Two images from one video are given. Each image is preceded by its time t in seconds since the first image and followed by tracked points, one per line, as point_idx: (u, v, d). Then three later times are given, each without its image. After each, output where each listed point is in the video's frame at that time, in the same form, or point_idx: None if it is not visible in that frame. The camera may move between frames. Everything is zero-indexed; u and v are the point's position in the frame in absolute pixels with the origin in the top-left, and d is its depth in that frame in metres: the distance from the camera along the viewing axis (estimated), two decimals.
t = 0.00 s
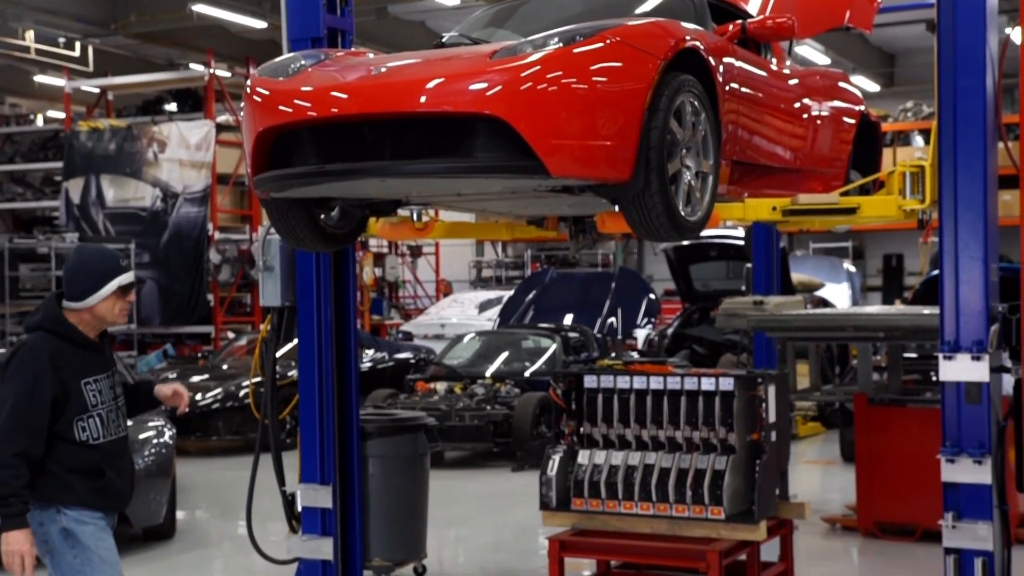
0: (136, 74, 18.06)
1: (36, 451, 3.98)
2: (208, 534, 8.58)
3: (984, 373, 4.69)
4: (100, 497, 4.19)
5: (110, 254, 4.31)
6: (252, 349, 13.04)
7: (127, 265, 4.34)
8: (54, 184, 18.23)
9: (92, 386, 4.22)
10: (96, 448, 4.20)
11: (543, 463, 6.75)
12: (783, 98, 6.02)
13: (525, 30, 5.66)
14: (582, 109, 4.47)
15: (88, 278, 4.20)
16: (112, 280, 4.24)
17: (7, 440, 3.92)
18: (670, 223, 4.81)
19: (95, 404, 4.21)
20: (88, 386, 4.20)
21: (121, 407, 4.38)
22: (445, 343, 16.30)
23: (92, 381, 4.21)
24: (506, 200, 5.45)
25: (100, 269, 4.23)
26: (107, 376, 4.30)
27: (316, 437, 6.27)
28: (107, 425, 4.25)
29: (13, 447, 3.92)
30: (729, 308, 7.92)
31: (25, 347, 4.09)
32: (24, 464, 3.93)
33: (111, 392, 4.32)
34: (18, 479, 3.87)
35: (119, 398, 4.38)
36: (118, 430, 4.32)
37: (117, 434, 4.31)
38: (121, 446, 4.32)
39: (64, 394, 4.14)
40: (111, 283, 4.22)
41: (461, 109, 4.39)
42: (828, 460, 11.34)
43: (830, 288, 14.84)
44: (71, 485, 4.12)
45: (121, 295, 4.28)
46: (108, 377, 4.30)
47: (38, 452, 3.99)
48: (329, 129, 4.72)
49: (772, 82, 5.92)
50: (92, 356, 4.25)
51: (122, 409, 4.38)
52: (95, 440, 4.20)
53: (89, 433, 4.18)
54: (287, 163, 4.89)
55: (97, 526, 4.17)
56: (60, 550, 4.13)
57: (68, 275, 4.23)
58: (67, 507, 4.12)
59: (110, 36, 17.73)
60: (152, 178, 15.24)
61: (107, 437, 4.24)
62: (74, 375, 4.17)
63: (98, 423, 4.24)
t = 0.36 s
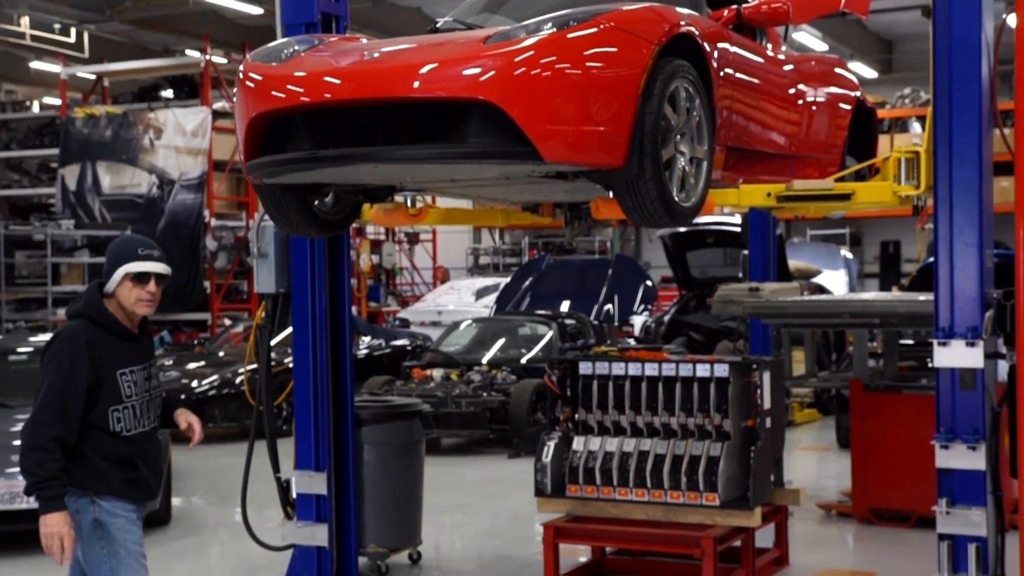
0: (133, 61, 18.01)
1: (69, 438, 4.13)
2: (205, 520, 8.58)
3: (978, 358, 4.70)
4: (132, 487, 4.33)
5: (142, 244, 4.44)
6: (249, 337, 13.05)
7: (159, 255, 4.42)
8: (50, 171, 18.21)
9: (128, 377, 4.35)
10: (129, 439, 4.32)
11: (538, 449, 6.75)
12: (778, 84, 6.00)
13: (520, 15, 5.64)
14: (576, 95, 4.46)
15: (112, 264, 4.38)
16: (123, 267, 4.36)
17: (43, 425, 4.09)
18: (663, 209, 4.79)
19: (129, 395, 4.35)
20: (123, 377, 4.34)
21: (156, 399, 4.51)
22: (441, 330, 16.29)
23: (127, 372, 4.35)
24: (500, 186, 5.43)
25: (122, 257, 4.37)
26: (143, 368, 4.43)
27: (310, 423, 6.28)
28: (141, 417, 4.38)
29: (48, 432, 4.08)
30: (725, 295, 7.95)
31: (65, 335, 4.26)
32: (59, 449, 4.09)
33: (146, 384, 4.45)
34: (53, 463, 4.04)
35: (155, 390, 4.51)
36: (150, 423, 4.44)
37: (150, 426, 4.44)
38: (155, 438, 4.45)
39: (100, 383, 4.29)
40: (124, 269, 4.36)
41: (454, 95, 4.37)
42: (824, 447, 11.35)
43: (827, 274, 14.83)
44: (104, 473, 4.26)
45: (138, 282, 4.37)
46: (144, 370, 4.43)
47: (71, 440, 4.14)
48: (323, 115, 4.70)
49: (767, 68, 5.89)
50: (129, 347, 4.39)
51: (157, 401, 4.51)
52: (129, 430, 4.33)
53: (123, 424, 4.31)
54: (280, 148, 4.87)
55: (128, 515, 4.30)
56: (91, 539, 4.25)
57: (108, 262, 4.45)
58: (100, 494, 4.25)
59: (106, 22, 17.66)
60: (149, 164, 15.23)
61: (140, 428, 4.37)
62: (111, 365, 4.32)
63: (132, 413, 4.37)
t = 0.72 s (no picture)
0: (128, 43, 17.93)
1: (124, 420, 4.04)
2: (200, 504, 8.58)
3: (970, 340, 4.68)
4: (186, 462, 4.26)
5: (194, 224, 4.33)
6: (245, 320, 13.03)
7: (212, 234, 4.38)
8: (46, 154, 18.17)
9: (178, 354, 4.26)
10: (183, 415, 4.26)
11: (532, 432, 6.74)
12: (771, 65, 5.97)
13: None
14: (568, 76, 4.44)
15: (180, 251, 4.24)
16: (201, 253, 4.28)
17: (97, 408, 3.98)
18: (656, 190, 4.77)
19: (180, 372, 4.26)
20: (173, 355, 4.24)
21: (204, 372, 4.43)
22: (437, 314, 16.28)
23: (178, 350, 4.26)
24: (492, 167, 5.40)
25: (190, 239, 4.27)
26: (192, 344, 4.34)
27: (303, 405, 6.36)
28: (192, 392, 4.30)
29: (103, 415, 3.98)
30: (721, 277, 7.89)
31: (113, 317, 4.14)
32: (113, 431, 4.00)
33: (195, 359, 4.36)
34: (109, 446, 3.95)
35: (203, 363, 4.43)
36: (202, 397, 4.37)
37: (203, 401, 4.37)
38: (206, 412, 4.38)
39: (152, 361, 4.20)
40: (201, 255, 4.28)
41: (445, 76, 4.35)
42: (820, 430, 11.36)
43: (823, 257, 14.82)
44: (158, 450, 4.20)
45: (208, 263, 4.35)
46: (193, 346, 4.34)
47: (126, 420, 4.05)
48: (314, 96, 4.67)
49: (761, 49, 5.87)
50: (178, 325, 4.30)
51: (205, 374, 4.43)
52: (181, 406, 4.25)
53: (175, 400, 4.23)
54: (271, 129, 4.84)
55: (179, 491, 4.24)
56: (140, 510, 4.22)
57: (156, 246, 4.28)
58: (155, 469, 4.20)
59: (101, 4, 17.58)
60: (144, 147, 15.14)
61: (193, 403, 4.30)
62: (162, 343, 4.22)
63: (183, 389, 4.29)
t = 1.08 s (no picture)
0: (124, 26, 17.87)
1: (166, 396, 4.07)
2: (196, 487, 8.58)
3: (964, 324, 4.65)
4: (216, 440, 4.30)
5: (223, 205, 4.42)
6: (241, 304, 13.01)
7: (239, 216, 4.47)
8: (43, 138, 18.12)
9: (206, 332, 4.31)
10: (212, 393, 4.30)
11: (526, 415, 6.72)
12: (765, 47, 5.94)
13: None
14: (560, 57, 4.41)
15: (214, 232, 4.34)
16: (233, 234, 4.38)
17: (142, 384, 4.02)
18: (648, 172, 4.73)
19: (208, 350, 4.31)
20: (202, 333, 4.29)
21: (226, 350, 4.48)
22: (435, 298, 16.25)
23: (206, 328, 4.31)
24: (485, 150, 5.37)
25: (223, 219, 4.37)
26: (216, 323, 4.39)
27: (297, 388, 6.39)
28: (219, 370, 4.35)
29: (148, 391, 4.01)
30: (718, 262, 7.78)
31: (147, 296, 4.16)
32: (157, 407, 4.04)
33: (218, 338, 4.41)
34: (156, 419, 3.99)
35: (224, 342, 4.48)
36: (223, 377, 4.42)
37: (224, 380, 4.42)
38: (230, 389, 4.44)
39: (185, 339, 4.23)
40: (233, 236, 4.38)
41: (436, 57, 4.31)
42: (817, 413, 11.37)
43: (822, 241, 14.78)
44: (189, 429, 4.22)
45: (237, 244, 4.45)
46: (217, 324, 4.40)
47: (167, 397, 4.08)
48: (304, 78, 4.65)
49: (755, 31, 5.84)
50: (205, 304, 4.35)
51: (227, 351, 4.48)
52: (211, 384, 4.30)
53: (205, 378, 4.28)
54: (261, 112, 4.81)
55: (200, 470, 4.23)
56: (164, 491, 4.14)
57: (186, 227, 4.34)
58: (184, 449, 4.20)
59: None
60: (140, 131, 15.04)
61: (220, 381, 4.35)
62: (192, 322, 4.26)
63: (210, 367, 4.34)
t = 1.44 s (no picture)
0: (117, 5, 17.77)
1: (179, 372, 4.09)
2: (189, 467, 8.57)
3: (956, 303, 4.65)
4: (239, 414, 4.28)
5: (248, 186, 4.39)
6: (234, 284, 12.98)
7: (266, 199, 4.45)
8: (37, 117, 18.04)
9: (228, 309, 4.31)
10: (234, 368, 4.30)
11: (518, 395, 6.71)
12: (758, 25, 5.90)
13: None
14: (549, 34, 4.39)
15: (238, 213, 4.31)
16: (256, 217, 4.35)
17: (152, 360, 4.05)
18: (639, 150, 4.69)
19: (230, 326, 4.31)
20: (224, 310, 4.30)
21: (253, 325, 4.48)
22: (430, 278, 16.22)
23: (228, 304, 4.31)
24: (476, 128, 5.33)
25: (242, 203, 4.32)
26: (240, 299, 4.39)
27: (288, 365, 6.39)
28: (242, 346, 4.35)
29: (158, 366, 4.04)
30: (710, 241, 7.86)
31: (166, 274, 4.19)
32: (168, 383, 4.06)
33: (244, 314, 4.41)
34: (164, 395, 4.02)
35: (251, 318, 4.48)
36: (250, 352, 4.41)
37: (252, 355, 4.41)
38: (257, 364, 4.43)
39: (204, 315, 4.24)
40: (255, 218, 4.35)
41: (424, 34, 4.27)
42: (812, 393, 11.37)
43: (817, 221, 14.76)
44: (208, 403, 4.22)
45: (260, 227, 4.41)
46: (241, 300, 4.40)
47: (180, 372, 4.10)
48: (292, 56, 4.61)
49: (747, 8, 5.81)
50: (229, 281, 4.36)
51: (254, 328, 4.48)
52: (234, 360, 4.30)
53: (226, 353, 4.28)
54: (248, 89, 4.76)
55: (225, 445, 4.23)
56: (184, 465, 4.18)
57: (210, 206, 4.31)
58: (202, 424, 4.20)
59: None
60: (134, 111, 14.99)
61: (244, 356, 4.34)
62: (212, 298, 4.27)
63: (234, 343, 4.34)
